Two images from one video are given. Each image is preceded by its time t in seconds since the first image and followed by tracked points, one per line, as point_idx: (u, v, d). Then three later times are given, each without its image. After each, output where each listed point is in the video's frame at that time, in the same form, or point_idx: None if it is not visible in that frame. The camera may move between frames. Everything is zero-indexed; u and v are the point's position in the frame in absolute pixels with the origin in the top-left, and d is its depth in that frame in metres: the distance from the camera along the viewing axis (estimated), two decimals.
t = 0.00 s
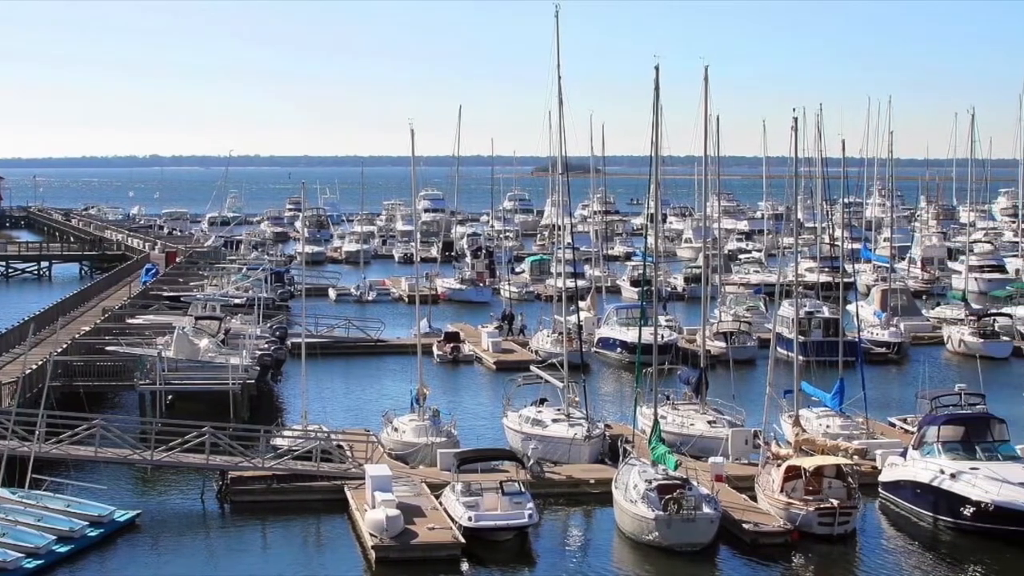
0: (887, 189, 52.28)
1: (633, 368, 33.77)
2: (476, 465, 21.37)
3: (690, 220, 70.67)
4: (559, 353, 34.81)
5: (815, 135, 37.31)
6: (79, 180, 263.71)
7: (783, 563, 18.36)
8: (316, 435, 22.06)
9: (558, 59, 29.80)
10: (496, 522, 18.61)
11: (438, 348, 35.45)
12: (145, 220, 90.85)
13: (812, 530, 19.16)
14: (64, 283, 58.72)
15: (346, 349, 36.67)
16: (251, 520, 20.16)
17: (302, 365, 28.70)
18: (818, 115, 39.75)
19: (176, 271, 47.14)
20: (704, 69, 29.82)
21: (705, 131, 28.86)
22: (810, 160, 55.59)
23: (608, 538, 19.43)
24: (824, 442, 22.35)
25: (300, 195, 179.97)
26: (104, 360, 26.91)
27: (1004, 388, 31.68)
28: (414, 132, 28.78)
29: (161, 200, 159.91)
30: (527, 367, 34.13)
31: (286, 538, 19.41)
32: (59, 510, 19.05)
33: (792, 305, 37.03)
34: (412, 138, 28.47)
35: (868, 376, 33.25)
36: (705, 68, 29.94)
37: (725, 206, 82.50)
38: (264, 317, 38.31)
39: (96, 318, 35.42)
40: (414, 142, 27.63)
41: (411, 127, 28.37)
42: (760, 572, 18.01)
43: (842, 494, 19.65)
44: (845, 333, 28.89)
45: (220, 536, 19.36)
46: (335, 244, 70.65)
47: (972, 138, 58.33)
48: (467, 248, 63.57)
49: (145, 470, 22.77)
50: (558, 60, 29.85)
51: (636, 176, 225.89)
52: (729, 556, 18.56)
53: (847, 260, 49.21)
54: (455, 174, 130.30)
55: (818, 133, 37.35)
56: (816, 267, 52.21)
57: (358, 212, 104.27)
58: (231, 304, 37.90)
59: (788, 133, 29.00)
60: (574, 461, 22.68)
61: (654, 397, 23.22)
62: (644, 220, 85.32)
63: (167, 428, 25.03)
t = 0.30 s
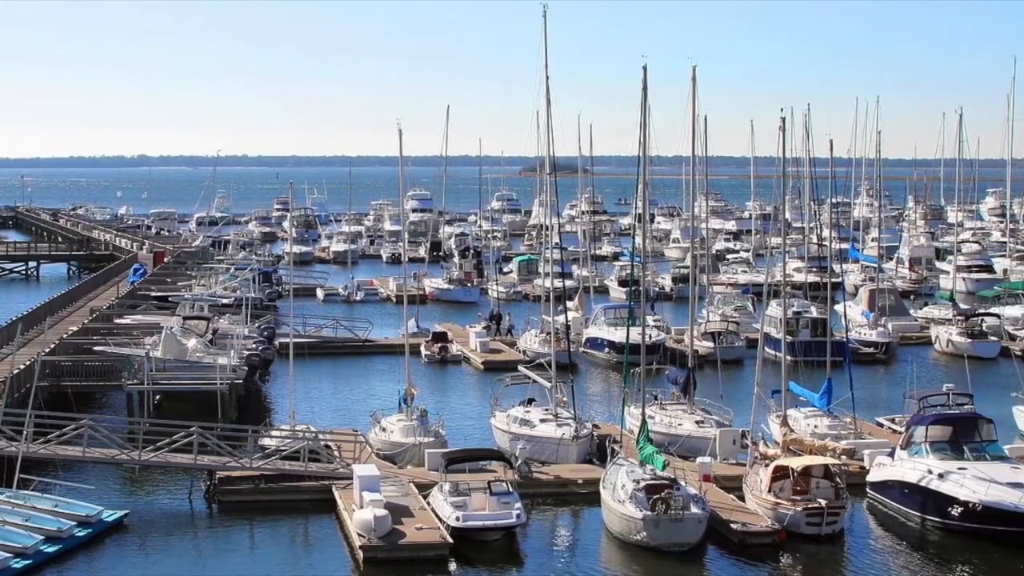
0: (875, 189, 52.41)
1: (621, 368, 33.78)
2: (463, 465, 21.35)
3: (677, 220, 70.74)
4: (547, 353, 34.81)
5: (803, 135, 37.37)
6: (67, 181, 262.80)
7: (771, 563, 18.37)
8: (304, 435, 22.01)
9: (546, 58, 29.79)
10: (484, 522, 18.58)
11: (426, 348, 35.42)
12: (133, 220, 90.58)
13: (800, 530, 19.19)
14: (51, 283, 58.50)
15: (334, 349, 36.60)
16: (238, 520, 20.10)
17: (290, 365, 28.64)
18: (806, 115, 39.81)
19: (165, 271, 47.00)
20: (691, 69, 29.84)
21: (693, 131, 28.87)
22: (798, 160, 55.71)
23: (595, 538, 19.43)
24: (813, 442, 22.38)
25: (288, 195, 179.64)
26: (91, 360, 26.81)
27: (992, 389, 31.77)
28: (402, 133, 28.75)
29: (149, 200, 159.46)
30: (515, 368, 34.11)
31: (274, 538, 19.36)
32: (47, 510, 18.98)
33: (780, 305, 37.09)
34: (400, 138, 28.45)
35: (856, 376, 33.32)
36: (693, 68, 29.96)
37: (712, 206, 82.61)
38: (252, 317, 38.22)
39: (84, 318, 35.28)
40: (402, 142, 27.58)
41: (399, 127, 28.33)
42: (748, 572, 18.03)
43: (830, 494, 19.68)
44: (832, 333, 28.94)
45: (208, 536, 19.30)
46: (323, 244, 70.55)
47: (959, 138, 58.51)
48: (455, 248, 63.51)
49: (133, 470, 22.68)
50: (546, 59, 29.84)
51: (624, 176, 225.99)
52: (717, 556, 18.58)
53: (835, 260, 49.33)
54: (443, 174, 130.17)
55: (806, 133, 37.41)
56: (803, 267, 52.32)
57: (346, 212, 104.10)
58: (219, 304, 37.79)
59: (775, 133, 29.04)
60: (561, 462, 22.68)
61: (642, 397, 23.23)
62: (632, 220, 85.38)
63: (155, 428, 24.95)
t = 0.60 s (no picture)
0: (862, 189, 52.51)
1: (609, 368, 33.79)
2: (451, 465, 21.31)
3: (665, 220, 70.81)
4: (535, 354, 34.80)
5: (790, 136, 37.44)
6: (54, 180, 261.97)
7: (759, 563, 18.39)
8: (291, 435, 21.95)
9: (534, 58, 29.77)
10: (472, 522, 18.56)
11: (414, 348, 35.38)
12: (121, 220, 90.30)
13: (788, 530, 19.20)
14: (39, 283, 58.27)
15: (321, 349, 36.52)
16: (226, 520, 20.04)
17: (278, 365, 28.58)
18: (794, 115, 39.85)
19: (152, 271, 46.86)
20: (679, 69, 29.83)
21: (681, 131, 28.87)
22: (785, 161, 55.81)
23: (583, 538, 19.42)
24: (800, 442, 22.40)
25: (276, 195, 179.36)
26: (79, 360, 26.70)
27: (980, 389, 31.86)
28: (389, 133, 28.71)
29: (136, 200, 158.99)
30: (503, 368, 34.09)
31: (262, 538, 19.30)
32: (34, 510, 18.90)
33: (768, 305, 37.15)
34: (387, 138, 28.41)
35: (844, 376, 33.40)
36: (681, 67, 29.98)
37: (700, 206, 82.71)
38: (240, 317, 38.13)
39: (72, 318, 35.15)
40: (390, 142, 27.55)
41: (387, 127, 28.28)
42: (736, 572, 18.04)
43: (818, 494, 19.71)
44: (820, 333, 28.99)
45: (196, 536, 19.23)
46: (310, 244, 70.43)
47: (947, 138, 58.67)
48: (442, 248, 63.45)
49: (121, 470, 22.59)
50: (533, 60, 29.82)
51: (611, 176, 226.08)
52: (705, 556, 18.58)
53: (822, 260, 49.44)
54: (431, 175, 130.10)
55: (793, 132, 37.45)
56: (791, 267, 52.43)
57: (334, 212, 103.94)
58: (207, 304, 37.68)
59: (763, 133, 29.06)
60: (549, 462, 22.66)
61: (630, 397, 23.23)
62: (620, 220, 85.45)
63: (143, 428, 24.87)
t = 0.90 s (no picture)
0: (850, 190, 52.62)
1: (597, 368, 33.80)
2: (439, 465, 21.28)
3: (653, 220, 70.84)
4: (523, 353, 34.78)
5: (778, 136, 37.48)
6: (42, 180, 261.04)
7: (746, 563, 18.40)
8: (279, 435, 21.90)
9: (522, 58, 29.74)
10: (459, 522, 18.53)
11: (402, 348, 35.35)
12: (109, 220, 90.02)
13: (776, 530, 19.22)
14: (26, 283, 58.02)
15: (309, 349, 36.44)
16: (214, 520, 19.97)
17: (265, 365, 28.51)
18: (782, 115, 39.89)
19: (140, 271, 46.72)
20: (667, 69, 29.83)
21: (669, 131, 28.85)
22: (773, 161, 55.91)
23: (571, 538, 19.41)
24: (788, 443, 22.42)
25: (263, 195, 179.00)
26: (67, 360, 26.57)
27: (967, 389, 31.95)
28: (377, 133, 28.65)
29: (123, 199, 158.46)
30: (491, 367, 34.07)
31: (250, 538, 19.24)
32: (22, 510, 18.82)
33: (756, 305, 37.20)
34: (375, 139, 28.35)
35: (831, 376, 33.47)
36: (668, 68, 30.00)
37: (688, 206, 82.79)
38: (228, 317, 38.02)
39: (60, 318, 35.01)
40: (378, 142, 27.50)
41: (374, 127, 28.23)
42: (724, 572, 18.04)
43: (805, 494, 19.73)
44: (808, 333, 29.04)
45: (183, 536, 19.16)
46: (298, 244, 70.30)
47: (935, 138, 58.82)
48: (430, 248, 63.41)
49: (108, 470, 22.49)
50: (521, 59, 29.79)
51: (599, 176, 226.12)
52: (692, 556, 18.59)
53: (810, 260, 49.52)
54: (418, 175, 130.01)
55: (781, 132, 37.51)
56: (779, 268, 52.54)
57: (321, 212, 103.81)
58: (194, 304, 37.56)
59: (751, 133, 29.07)
60: (537, 462, 22.65)
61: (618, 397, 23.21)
62: (608, 220, 85.49)
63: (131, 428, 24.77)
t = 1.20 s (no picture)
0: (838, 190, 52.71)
1: (584, 368, 33.81)
2: (427, 465, 21.26)
3: (640, 220, 70.90)
4: (511, 354, 34.77)
5: (766, 136, 37.53)
6: (29, 180, 260.18)
7: (734, 563, 18.42)
8: (267, 435, 21.85)
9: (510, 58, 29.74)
10: (447, 522, 18.51)
11: (389, 348, 35.31)
12: (96, 220, 89.72)
13: (764, 530, 19.23)
14: (12, 283, 57.77)
15: (297, 349, 36.36)
16: (202, 520, 19.90)
17: (253, 364, 28.44)
18: (770, 115, 39.94)
19: (128, 271, 46.56)
20: (655, 69, 29.83)
21: (657, 131, 28.86)
22: (761, 161, 56.01)
23: (559, 538, 19.39)
24: (776, 442, 22.45)
25: (251, 196, 178.59)
26: (55, 360, 26.45)
27: (955, 389, 32.04)
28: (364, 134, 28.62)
29: (111, 200, 157.92)
30: (479, 368, 34.05)
31: (237, 538, 19.18)
32: (9, 510, 18.74)
33: (743, 305, 37.25)
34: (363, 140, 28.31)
35: (819, 376, 33.54)
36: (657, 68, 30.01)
37: (676, 206, 82.88)
38: (215, 317, 37.92)
39: (47, 318, 34.88)
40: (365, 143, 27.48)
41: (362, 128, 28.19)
42: (712, 572, 18.05)
43: (793, 494, 19.74)
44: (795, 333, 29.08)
45: (171, 536, 19.09)
46: (286, 244, 70.16)
47: (923, 138, 58.95)
48: (418, 248, 63.35)
49: (96, 470, 22.41)
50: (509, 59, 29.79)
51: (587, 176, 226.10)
52: (680, 556, 18.59)
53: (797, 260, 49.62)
54: (406, 175, 129.87)
55: (769, 133, 37.57)
56: (767, 268, 52.64)
57: (309, 212, 103.61)
58: (182, 304, 37.45)
59: (739, 134, 29.10)
60: (525, 462, 22.64)
61: (605, 397, 23.20)
62: (596, 220, 85.54)
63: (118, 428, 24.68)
